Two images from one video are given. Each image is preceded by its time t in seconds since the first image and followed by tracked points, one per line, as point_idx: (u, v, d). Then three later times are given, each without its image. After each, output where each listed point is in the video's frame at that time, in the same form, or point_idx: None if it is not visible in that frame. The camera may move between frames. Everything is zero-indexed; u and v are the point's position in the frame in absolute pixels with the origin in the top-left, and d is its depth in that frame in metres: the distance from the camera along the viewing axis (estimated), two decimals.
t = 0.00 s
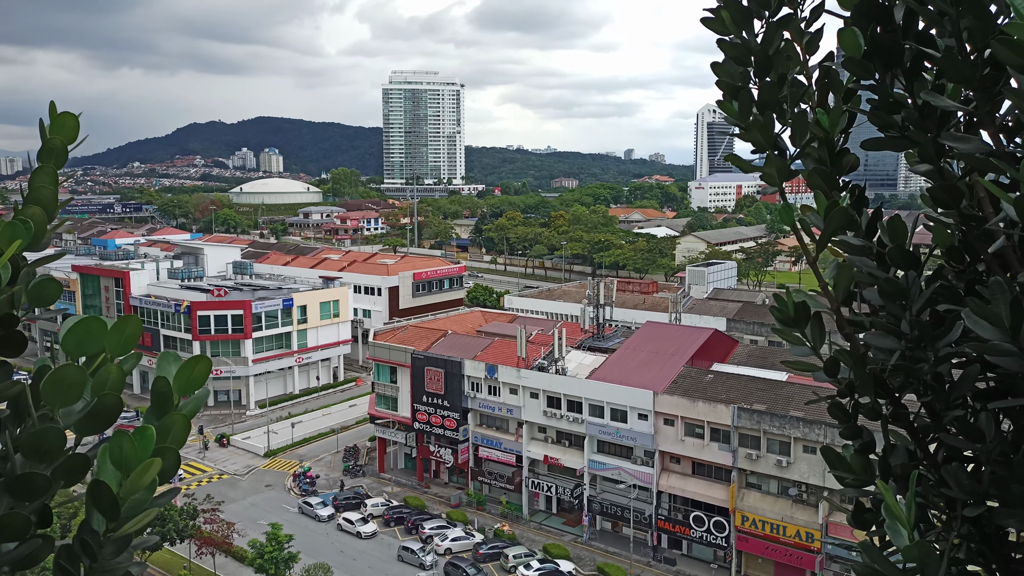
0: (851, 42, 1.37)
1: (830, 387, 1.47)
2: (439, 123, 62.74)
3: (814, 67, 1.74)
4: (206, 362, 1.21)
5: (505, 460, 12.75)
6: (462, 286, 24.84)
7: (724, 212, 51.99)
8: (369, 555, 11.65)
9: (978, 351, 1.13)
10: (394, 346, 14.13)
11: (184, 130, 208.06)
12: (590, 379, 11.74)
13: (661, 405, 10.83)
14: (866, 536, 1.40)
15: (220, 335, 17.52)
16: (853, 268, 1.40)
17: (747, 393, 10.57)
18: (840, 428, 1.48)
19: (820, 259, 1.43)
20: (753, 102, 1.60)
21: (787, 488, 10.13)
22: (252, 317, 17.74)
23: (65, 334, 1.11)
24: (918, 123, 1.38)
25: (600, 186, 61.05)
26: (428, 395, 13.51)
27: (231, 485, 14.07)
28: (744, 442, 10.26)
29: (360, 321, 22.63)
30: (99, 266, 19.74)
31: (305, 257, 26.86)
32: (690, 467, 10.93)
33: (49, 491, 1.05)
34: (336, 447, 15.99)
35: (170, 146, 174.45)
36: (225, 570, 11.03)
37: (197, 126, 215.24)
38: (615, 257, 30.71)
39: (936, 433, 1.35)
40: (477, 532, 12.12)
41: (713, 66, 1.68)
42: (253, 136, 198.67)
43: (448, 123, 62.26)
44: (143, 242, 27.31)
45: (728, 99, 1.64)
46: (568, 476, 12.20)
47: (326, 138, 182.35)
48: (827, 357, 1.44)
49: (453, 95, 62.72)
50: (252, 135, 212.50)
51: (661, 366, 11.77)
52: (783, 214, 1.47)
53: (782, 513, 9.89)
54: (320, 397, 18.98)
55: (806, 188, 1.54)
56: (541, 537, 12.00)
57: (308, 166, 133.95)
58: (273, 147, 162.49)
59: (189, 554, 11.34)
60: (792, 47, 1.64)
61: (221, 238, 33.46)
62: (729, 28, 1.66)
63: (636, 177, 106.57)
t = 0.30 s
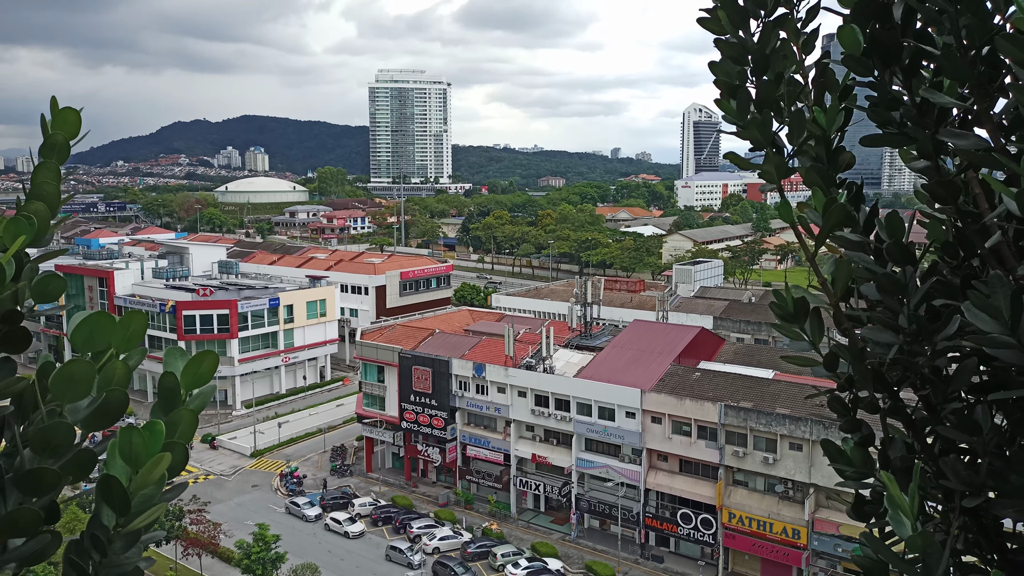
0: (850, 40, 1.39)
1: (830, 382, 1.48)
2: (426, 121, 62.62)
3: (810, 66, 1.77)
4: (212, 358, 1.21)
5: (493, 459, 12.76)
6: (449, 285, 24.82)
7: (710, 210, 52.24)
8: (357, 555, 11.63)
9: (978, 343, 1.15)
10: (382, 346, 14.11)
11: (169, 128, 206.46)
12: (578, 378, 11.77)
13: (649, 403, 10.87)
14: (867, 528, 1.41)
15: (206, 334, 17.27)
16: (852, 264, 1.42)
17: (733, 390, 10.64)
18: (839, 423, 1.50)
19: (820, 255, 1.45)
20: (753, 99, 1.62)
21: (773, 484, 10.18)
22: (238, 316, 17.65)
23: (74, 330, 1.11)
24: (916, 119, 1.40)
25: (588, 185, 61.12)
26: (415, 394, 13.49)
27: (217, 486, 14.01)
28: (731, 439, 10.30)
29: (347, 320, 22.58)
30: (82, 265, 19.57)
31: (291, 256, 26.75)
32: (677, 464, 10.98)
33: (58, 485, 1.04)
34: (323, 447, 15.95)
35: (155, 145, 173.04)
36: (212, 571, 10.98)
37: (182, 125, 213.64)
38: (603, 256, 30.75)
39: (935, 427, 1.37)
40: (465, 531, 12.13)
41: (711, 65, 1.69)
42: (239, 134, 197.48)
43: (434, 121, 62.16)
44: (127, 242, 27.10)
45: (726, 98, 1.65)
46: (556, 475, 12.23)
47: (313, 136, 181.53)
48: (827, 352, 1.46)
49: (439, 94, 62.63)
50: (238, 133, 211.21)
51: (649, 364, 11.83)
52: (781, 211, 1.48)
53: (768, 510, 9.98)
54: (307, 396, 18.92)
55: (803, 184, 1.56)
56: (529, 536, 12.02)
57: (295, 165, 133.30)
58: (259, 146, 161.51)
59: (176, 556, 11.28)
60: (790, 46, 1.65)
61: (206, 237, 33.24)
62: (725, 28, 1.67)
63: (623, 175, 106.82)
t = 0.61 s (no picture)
0: (852, 40, 1.41)
1: (832, 379, 1.50)
2: (417, 122, 62.60)
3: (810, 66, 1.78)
4: (225, 354, 1.23)
5: (485, 459, 12.77)
6: (441, 285, 24.83)
7: (701, 211, 52.39)
8: (348, 556, 11.62)
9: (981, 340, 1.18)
10: (373, 346, 14.10)
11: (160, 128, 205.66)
12: (569, 378, 11.79)
13: (641, 403, 10.89)
14: (869, 524, 1.43)
15: (196, 335, 17.06)
16: (854, 262, 1.44)
17: (724, 391, 10.68)
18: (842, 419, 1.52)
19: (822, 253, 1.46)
20: (756, 100, 1.63)
21: (764, 484, 10.21)
22: (228, 317, 17.46)
23: (89, 326, 1.13)
24: (916, 120, 1.42)
25: (579, 185, 61.21)
26: (407, 395, 13.50)
27: (208, 487, 13.97)
28: (722, 440, 10.33)
29: (339, 321, 22.56)
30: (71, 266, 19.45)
31: (282, 257, 26.69)
32: (669, 464, 11.01)
33: (74, 480, 1.06)
34: (315, 448, 15.93)
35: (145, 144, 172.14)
36: (202, 572, 10.95)
37: (174, 125, 212.84)
38: (594, 257, 30.79)
39: (936, 423, 1.39)
40: (457, 532, 12.12)
41: (713, 66, 1.70)
42: (231, 134, 196.86)
43: (426, 122, 62.14)
44: (115, 242, 26.96)
45: (729, 98, 1.66)
46: (548, 475, 12.25)
47: (305, 137, 180.99)
48: (829, 349, 1.47)
49: (431, 94, 62.61)
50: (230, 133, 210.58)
51: (640, 364, 11.86)
52: (783, 211, 1.50)
53: (759, 510, 9.98)
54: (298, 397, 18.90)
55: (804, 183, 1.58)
56: (521, 536, 12.03)
57: (287, 166, 132.96)
58: (250, 146, 161.03)
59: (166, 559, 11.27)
60: (791, 47, 1.67)
61: (195, 237, 33.10)
62: (726, 29, 1.68)
63: (615, 176, 107.07)
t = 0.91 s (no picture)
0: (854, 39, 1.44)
1: (838, 375, 1.52)
2: (408, 121, 62.50)
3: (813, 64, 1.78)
4: (240, 351, 1.24)
5: (476, 459, 12.78)
6: (432, 285, 24.82)
7: (691, 211, 52.55)
8: (340, 557, 11.62)
9: (984, 334, 1.20)
10: (364, 347, 14.09)
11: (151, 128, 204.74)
12: (561, 378, 11.80)
13: (632, 403, 10.90)
14: (875, 518, 1.45)
15: (186, 336, 17.05)
16: (859, 258, 1.45)
17: (715, 390, 10.71)
18: (848, 413, 1.54)
19: (828, 251, 1.48)
20: (760, 97, 1.64)
21: (755, 483, 10.26)
22: (218, 318, 17.36)
23: (106, 325, 1.14)
24: (920, 118, 1.44)
25: (571, 185, 61.21)
26: (398, 395, 13.50)
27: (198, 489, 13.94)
28: (713, 438, 10.37)
29: (330, 321, 22.53)
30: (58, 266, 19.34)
31: (272, 257, 26.62)
32: (660, 463, 11.03)
33: (90, 479, 1.06)
34: (306, 449, 15.91)
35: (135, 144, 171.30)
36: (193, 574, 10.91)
37: (164, 125, 211.85)
38: (585, 256, 30.83)
39: (940, 418, 1.41)
40: (449, 532, 12.13)
41: (718, 63, 1.71)
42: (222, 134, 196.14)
43: (417, 122, 62.06)
44: (104, 243, 26.83)
45: (734, 96, 1.67)
46: (539, 475, 12.27)
47: (296, 137, 180.58)
48: (834, 344, 1.49)
49: (421, 94, 62.53)
50: (222, 133, 209.88)
51: (631, 363, 11.89)
52: (788, 208, 1.51)
53: (750, 508, 10.02)
54: (289, 397, 18.86)
55: (807, 181, 1.58)
56: (513, 536, 12.05)
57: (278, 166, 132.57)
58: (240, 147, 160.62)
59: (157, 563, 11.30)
60: (794, 46, 1.68)
61: (185, 237, 32.94)
62: (730, 27, 1.70)
63: (606, 176, 107.21)
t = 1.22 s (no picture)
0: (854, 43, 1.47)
1: (839, 374, 1.55)
2: (398, 122, 62.39)
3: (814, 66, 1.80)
4: (250, 353, 1.26)
5: (468, 460, 12.78)
6: (423, 286, 24.80)
7: (681, 211, 52.71)
8: (332, 559, 11.59)
9: (982, 334, 1.22)
10: (355, 348, 14.07)
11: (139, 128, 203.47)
12: (552, 379, 11.81)
13: (623, 403, 10.93)
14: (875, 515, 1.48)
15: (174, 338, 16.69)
16: (858, 260, 1.48)
17: (706, 390, 10.75)
18: (848, 411, 1.57)
19: (830, 252, 1.50)
20: (763, 100, 1.66)
21: (745, 482, 10.31)
22: (208, 319, 17.27)
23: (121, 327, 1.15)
24: (919, 121, 1.47)
25: (561, 186, 61.26)
26: (389, 396, 13.50)
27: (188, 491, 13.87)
28: (704, 439, 10.41)
29: (320, 322, 22.48)
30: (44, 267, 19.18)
31: (262, 258, 26.52)
32: (651, 463, 11.07)
33: (105, 478, 1.07)
34: (296, 450, 15.88)
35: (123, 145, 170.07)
36: None
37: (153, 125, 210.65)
38: (576, 257, 30.87)
39: (937, 416, 1.44)
40: (440, 533, 12.13)
41: (720, 65, 1.73)
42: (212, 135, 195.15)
43: (407, 122, 61.98)
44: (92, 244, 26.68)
45: (736, 98, 1.70)
46: (531, 476, 12.29)
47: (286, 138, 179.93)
48: (835, 344, 1.52)
49: (411, 94, 62.42)
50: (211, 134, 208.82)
51: (622, 364, 11.93)
52: (789, 208, 1.53)
53: (741, 508, 10.07)
54: (279, 399, 18.81)
55: (808, 181, 1.61)
56: (505, 536, 12.06)
57: (268, 167, 132.07)
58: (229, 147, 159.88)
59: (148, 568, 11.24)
60: (794, 48, 1.70)
61: (174, 238, 32.76)
62: (732, 30, 1.72)
63: (597, 177, 107.38)
